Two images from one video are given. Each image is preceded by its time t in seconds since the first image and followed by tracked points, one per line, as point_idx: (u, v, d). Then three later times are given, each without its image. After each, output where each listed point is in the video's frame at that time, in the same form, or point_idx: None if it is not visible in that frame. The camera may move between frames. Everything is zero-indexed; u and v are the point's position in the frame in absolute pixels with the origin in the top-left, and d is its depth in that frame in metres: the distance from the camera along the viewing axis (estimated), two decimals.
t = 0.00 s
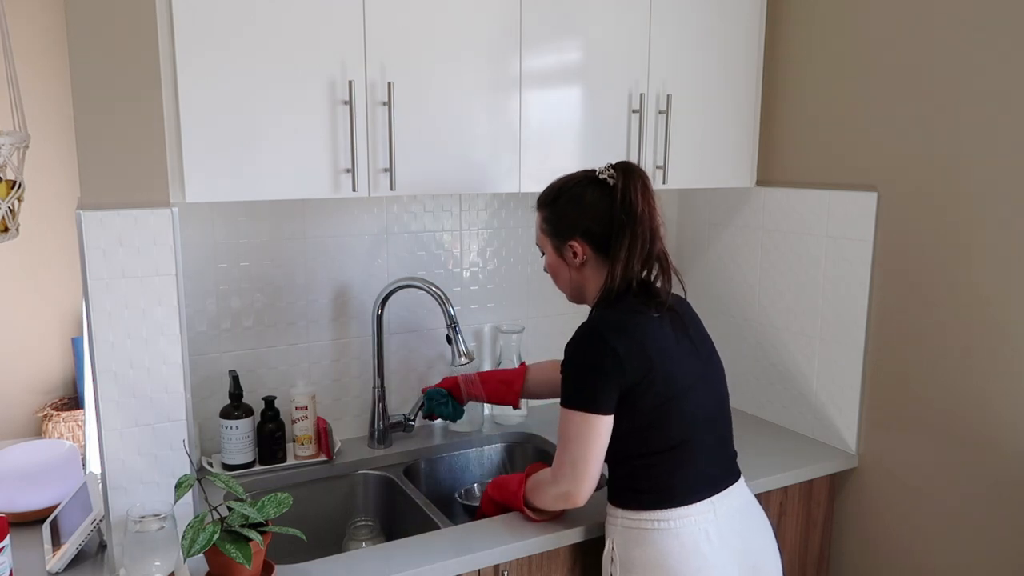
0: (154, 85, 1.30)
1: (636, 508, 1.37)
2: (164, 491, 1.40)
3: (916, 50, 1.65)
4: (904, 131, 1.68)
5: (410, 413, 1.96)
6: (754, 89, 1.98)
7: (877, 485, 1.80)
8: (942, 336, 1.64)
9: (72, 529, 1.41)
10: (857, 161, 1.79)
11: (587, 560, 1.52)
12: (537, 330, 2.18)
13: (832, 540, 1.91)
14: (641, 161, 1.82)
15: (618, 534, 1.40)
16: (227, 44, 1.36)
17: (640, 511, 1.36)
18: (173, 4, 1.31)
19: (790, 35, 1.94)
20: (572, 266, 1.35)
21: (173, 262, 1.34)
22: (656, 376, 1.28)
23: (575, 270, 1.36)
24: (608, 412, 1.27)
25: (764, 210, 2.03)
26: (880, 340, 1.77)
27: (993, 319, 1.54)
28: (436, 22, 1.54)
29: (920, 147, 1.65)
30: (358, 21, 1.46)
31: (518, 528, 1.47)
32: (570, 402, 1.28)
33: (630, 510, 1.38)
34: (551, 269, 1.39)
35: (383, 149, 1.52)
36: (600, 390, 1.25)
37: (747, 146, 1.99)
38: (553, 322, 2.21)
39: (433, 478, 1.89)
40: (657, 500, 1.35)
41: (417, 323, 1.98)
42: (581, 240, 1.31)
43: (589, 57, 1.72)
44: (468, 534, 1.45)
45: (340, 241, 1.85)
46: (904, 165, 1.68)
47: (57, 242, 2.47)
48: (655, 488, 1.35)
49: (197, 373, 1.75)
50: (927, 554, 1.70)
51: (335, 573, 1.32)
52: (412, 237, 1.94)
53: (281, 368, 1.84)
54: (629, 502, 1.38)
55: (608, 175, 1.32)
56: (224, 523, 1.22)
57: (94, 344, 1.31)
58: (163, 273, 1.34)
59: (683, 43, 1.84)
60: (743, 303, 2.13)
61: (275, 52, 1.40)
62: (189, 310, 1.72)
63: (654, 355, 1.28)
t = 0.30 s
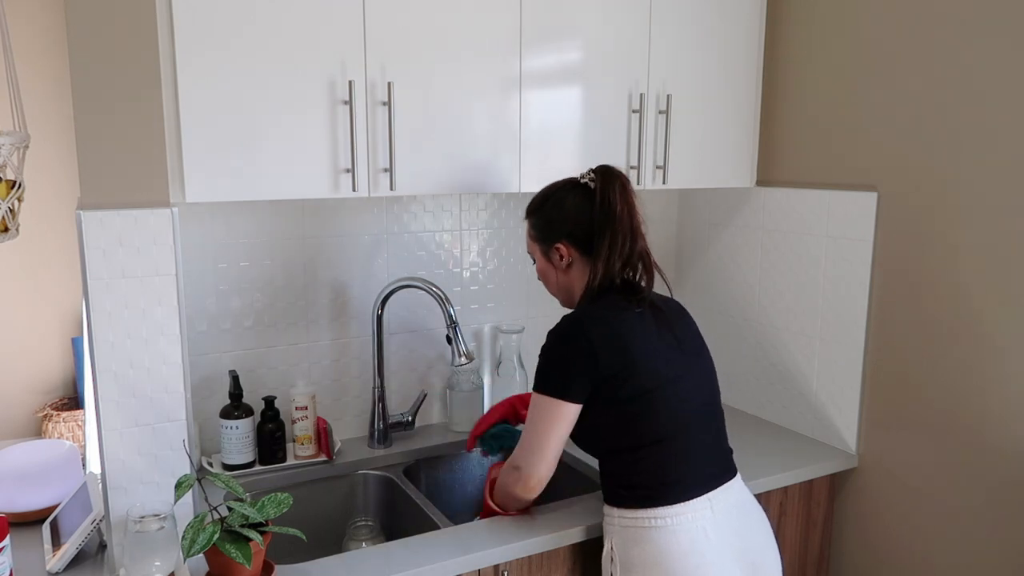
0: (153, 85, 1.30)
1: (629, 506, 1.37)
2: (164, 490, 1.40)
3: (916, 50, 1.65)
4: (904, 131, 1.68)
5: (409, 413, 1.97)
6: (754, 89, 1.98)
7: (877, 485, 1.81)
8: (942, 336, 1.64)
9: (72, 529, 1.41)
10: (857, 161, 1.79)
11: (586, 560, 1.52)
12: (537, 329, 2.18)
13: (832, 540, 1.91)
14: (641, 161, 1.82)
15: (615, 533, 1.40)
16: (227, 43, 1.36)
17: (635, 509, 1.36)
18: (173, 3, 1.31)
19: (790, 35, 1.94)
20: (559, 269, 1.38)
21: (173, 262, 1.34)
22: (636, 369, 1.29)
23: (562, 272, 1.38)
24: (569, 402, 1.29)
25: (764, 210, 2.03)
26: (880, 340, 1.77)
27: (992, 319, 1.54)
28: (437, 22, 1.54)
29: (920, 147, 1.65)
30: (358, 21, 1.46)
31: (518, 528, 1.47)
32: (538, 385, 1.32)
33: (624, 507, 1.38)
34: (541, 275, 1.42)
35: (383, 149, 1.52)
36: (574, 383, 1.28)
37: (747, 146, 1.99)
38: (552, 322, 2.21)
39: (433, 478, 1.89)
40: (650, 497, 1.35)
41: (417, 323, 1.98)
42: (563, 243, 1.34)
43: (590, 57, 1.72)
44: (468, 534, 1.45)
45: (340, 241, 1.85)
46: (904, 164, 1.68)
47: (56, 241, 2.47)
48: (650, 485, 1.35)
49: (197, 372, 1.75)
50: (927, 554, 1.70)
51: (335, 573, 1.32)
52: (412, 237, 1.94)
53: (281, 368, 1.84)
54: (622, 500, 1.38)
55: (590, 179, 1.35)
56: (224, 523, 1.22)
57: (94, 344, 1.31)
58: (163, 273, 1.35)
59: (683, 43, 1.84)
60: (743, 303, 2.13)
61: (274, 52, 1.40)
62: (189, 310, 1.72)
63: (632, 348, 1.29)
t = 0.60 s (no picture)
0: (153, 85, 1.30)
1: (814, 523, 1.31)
2: (163, 490, 1.40)
3: (916, 50, 1.65)
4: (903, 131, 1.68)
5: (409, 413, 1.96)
6: (754, 89, 1.98)
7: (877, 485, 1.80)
8: (942, 336, 1.64)
9: (72, 530, 1.41)
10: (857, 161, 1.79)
11: (586, 560, 1.52)
12: (537, 330, 2.18)
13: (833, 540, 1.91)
14: (642, 161, 1.82)
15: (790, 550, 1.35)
16: (226, 43, 1.36)
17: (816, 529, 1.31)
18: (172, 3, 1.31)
19: (790, 36, 1.94)
20: (844, 277, 1.10)
21: (173, 262, 1.34)
22: (902, 369, 1.08)
23: (846, 282, 1.10)
24: (859, 429, 1.07)
25: (763, 210, 2.03)
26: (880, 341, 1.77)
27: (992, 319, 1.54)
28: (437, 23, 1.54)
29: (919, 147, 1.65)
30: (357, 22, 1.46)
31: (519, 528, 1.47)
32: (837, 405, 1.10)
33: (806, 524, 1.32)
34: (836, 308, 1.11)
35: (383, 149, 1.52)
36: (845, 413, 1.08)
37: (747, 146, 1.99)
38: (553, 322, 2.21)
39: (433, 478, 1.90)
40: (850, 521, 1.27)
41: (417, 323, 1.98)
42: (841, 244, 1.07)
43: (590, 57, 1.72)
44: (468, 534, 1.45)
45: (340, 241, 1.85)
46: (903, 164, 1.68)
47: (57, 242, 2.47)
48: (856, 519, 1.27)
49: (197, 372, 1.75)
50: (927, 555, 1.70)
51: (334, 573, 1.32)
52: (412, 237, 1.94)
53: (281, 368, 1.84)
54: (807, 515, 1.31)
55: (840, 157, 1.15)
56: (224, 523, 1.22)
57: (94, 344, 1.31)
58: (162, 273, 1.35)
59: (683, 43, 1.84)
60: (743, 303, 2.13)
61: (274, 52, 1.40)
62: (189, 310, 1.72)
63: (910, 361, 1.09)
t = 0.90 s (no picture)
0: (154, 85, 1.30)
1: None
2: (164, 491, 1.40)
3: (916, 49, 1.65)
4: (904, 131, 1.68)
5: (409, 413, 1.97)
6: (754, 89, 1.98)
7: (878, 486, 1.80)
8: (942, 337, 1.63)
9: (72, 530, 1.41)
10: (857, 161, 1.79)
11: (586, 560, 1.52)
12: (537, 330, 2.18)
13: (833, 541, 1.91)
14: (642, 161, 1.82)
15: None
16: (226, 42, 1.36)
17: None
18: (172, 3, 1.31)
19: (790, 35, 1.94)
20: None
21: (173, 262, 1.35)
22: None
23: None
24: None
25: (764, 209, 2.03)
26: (880, 341, 1.77)
27: (992, 319, 1.54)
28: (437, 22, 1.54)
29: (920, 147, 1.65)
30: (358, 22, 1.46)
31: (519, 527, 1.47)
32: None
33: None
34: None
35: (383, 149, 1.52)
36: None
37: (747, 146, 1.99)
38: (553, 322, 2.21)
39: (433, 478, 1.89)
40: None
41: (417, 323, 1.98)
42: None
43: (590, 57, 1.72)
44: (468, 533, 1.45)
45: (340, 241, 1.85)
46: (904, 164, 1.68)
47: (57, 241, 2.47)
48: None
49: (197, 373, 1.75)
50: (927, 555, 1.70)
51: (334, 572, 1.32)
52: (412, 237, 1.94)
53: (281, 368, 1.84)
54: None
55: None
56: (224, 523, 1.22)
57: (94, 343, 1.31)
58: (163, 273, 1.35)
59: (683, 43, 1.84)
60: (744, 303, 2.13)
61: (274, 52, 1.40)
62: (189, 310, 1.72)
63: None
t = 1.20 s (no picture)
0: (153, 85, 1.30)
1: None
2: (164, 491, 1.40)
3: (917, 49, 1.65)
4: (904, 131, 1.68)
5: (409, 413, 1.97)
6: (755, 89, 1.98)
7: (878, 486, 1.80)
8: (942, 337, 1.64)
9: (72, 530, 1.41)
10: (857, 161, 1.79)
11: (586, 561, 1.52)
12: (537, 329, 2.18)
13: (833, 541, 1.91)
14: (642, 161, 1.81)
15: None
16: (226, 42, 1.36)
17: None
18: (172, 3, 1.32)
19: (790, 35, 1.94)
20: None
21: (173, 262, 1.35)
22: None
23: None
24: None
25: (764, 209, 2.03)
26: (880, 341, 1.77)
27: (992, 319, 1.54)
28: (438, 22, 1.54)
29: (920, 146, 1.65)
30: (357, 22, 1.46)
31: (518, 528, 1.47)
32: None
33: None
34: None
35: (384, 148, 1.52)
36: None
37: (747, 146, 1.99)
38: (553, 322, 2.21)
39: (433, 478, 1.89)
40: None
41: (417, 323, 1.98)
42: None
43: (590, 57, 1.72)
44: (468, 534, 1.45)
45: (340, 241, 1.85)
46: (904, 164, 1.68)
47: (57, 240, 2.47)
48: None
49: (197, 373, 1.75)
50: (927, 555, 1.70)
51: (334, 572, 1.33)
52: (412, 237, 1.94)
53: (281, 368, 1.84)
54: None
55: None
56: (224, 523, 1.22)
57: (94, 343, 1.31)
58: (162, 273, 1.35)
59: (683, 43, 1.84)
60: (744, 303, 2.13)
61: (274, 52, 1.40)
62: (189, 310, 1.72)
63: None
